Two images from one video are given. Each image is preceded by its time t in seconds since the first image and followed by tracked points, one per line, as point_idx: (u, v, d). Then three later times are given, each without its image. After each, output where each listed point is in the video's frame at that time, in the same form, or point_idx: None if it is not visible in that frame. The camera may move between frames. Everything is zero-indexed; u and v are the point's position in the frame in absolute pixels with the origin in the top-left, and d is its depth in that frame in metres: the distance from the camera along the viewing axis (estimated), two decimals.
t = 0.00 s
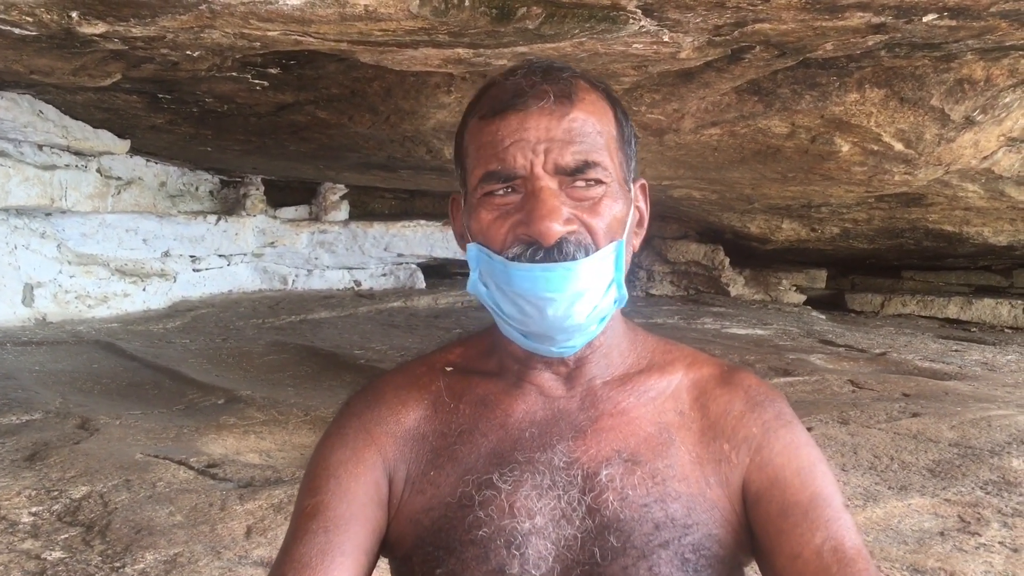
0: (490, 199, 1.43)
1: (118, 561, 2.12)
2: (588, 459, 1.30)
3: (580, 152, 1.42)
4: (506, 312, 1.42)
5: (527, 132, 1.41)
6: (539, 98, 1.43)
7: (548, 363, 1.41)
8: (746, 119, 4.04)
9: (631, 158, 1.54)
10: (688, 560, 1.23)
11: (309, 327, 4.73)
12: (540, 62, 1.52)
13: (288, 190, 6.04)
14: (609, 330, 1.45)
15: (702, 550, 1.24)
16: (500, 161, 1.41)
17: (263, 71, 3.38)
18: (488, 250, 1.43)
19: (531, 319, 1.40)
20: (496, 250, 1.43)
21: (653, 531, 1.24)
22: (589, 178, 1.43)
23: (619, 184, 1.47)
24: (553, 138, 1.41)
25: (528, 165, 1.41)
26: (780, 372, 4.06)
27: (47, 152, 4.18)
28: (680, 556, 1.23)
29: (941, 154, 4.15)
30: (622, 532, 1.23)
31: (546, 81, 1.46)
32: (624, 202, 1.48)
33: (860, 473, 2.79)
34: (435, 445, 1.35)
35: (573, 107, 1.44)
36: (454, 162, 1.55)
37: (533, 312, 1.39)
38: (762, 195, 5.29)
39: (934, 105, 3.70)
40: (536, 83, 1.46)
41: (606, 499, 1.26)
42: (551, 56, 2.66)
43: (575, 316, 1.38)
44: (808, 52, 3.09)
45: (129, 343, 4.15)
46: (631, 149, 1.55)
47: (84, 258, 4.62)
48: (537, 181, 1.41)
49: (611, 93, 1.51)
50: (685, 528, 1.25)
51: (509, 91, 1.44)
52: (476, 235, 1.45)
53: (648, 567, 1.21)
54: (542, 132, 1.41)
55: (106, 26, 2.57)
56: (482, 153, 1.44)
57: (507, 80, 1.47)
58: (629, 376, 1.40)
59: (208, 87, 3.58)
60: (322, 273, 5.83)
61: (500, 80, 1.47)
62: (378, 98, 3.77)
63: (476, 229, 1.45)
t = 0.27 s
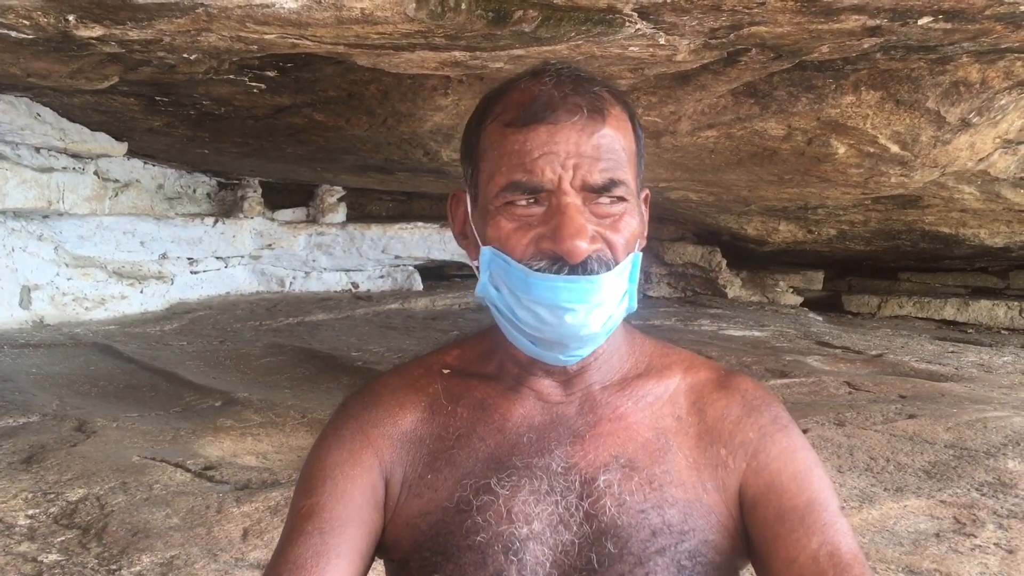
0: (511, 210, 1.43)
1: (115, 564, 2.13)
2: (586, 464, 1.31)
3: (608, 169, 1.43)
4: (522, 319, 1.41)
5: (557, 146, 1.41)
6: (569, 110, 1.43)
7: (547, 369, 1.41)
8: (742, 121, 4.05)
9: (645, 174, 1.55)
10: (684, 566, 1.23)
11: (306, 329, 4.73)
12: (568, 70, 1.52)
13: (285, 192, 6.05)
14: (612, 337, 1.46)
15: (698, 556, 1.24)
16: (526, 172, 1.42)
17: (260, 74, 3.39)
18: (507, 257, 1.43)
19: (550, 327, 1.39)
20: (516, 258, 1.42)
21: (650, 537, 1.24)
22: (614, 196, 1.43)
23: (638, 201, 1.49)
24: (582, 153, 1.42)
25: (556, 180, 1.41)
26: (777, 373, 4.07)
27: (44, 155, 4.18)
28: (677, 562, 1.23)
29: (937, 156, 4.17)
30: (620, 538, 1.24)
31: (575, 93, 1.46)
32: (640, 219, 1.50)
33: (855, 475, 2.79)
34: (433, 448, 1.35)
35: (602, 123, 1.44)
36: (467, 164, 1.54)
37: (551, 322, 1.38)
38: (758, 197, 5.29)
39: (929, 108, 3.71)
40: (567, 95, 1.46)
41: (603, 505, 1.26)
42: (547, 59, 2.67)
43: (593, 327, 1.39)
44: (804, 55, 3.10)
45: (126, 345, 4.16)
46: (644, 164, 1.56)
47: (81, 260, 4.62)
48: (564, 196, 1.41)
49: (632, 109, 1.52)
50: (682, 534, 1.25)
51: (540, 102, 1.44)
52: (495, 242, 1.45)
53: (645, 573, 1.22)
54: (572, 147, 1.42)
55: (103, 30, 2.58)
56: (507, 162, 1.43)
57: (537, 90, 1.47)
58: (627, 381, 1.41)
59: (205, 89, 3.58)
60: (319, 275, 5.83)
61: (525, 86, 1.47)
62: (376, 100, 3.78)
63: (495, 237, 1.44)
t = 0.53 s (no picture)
0: (543, 216, 1.41)
1: (113, 565, 2.12)
2: (588, 469, 1.31)
3: (640, 181, 1.42)
4: (546, 326, 1.40)
5: (594, 154, 1.40)
6: (606, 117, 1.42)
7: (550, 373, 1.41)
8: (740, 121, 4.05)
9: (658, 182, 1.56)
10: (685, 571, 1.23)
11: (304, 330, 4.73)
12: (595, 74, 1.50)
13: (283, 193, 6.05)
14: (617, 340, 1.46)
15: (699, 561, 1.25)
16: (562, 179, 1.39)
17: (258, 74, 3.39)
18: (535, 263, 1.41)
19: (575, 336, 1.38)
20: (545, 265, 1.40)
21: (652, 542, 1.24)
22: (643, 207, 1.43)
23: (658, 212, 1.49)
24: (618, 164, 1.40)
25: (593, 190, 1.39)
26: (775, 374, 4.07)
27: (42, 155, 4.18)
28: (678, 567, 1.23)
29: (935, 156, 4.17)
30: (622, 543, 1.24)
31: (608, 101, 1.44)
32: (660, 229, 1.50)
33: (854, 475, 2.79)
34: (433, 451, 1.35)
35: (635, 133, 1.43)
36: (483, 164, 1.51)
37: (579, 330, 1.37)
38: (756, 198, 5.30)
39: (927, 108, 3.72)
40: (600, 102, 1.44)
41: (606, 510, 1.26)
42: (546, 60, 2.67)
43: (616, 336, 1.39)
44: (802, 55, 3.10)
45: (124, 346, 4.15)
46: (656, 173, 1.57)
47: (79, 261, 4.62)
48: (599, 205, 1.39)
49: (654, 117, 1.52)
50: (683, 538, 1.25)
51: (575, 108, 1.42)
52: (522, 248, 1.42)
53: None
54: (608, 157, 1.40)
55: (101, 30, 2.58)
56: (541, 168, 1.41)
57: (570, 94, 1.44)
58: (629, 383, 1.41)
59: (203, 90, 3.58)
60: (317, 275, 5.83)
61: (556, 89, 1.45)
62: (374, 101, 3.78)
63: (524, 244, 1.42)
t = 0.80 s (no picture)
0: (554, 223, 1.40)
1: (111, 565, 2.12)
2: (584, 472, 1.31)
3: (648, 184, 1.43)
4: (556, 333, 1.39)
5: (605, 160, 1.40)
6: (614, 122, 1.42)
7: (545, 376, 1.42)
8: (739, 122, 4.05)
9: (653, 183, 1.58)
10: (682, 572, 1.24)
11: (303, 330, 4.73)
12: (595, 77, 1.50)
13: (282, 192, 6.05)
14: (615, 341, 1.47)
15: (696, 562, 1.25)
16: (574, 186, 1.39)
17: (257, 74, 3.39)
18: (545, 271, 1.40)
19: (586, 342, 1.38)
20: (556, 273, 1.40)
21: (648, 544, 1.25)
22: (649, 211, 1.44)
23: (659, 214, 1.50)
24: (628, 169, 1.41)
25: (605, 196, 1.39)
26: (773, 374, 4.07)
27: (41, 155, 4.18)
28: (675, 568, 1.24)
29: (933, 157, 4.17)
30: (619, 545, 1.24)
31: (614, 106, 1.45)
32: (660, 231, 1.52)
33: (851, 475, 2.80)
34: (428, 454, 1.35)
35: (640, 137, 1.44)
36: (483, 169, 1.50)
37: (591, 338, 1.38)
38: (754, 198, 5.30)
39: (925, 109, 3.72)
40: (607, 106, 1.44)
41: (602, 512, 1.27)
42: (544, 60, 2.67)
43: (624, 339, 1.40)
44: (801, 56, 3.11)
45: (122, 346, 4.15)
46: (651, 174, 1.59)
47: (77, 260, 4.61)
48: (610, 211, 1.39)
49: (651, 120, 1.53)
50: (679, 540, 1.26)
51: (585, 114, 1.42)
52: (532, 256, 1.42)
53: None
54: (618, 162, 1.41)
55: (99, 30, 2.58)
56: (551, 174, 1.40)
57: (576, 100, 1.44)
58: (623, 384, 1.41)
59: (202, 90, 3.58)
60: (316, 275, 5.82)
61: (562, 95, 1.46)
62: (372, 101, 3.78)
63: (534, 251, 1.42)
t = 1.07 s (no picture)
0: (564, 220, 1.40)
1: (108, 564, 2.12)
2: (579, 471, 1.30)
3: (653, 180, 1.44)
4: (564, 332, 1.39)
5: (613, 156, 1.40)
6: (620, 118, 1.42)
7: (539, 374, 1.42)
8: (736, 121, 4.06)
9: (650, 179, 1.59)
10: (679, 570, 1.24)
11: (300, 330, 4.72)
12: (595, 74, 1.51)
13: (280, 192, 6.06)
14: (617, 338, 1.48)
15: (693, 560, 1.25)
16: (584, 182, 1.39)
17: (254, 73, 3.39)
18: (554, 270, 1.40)
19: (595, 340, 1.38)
20: (566, 271, 1.40)
21: (645, 543, 1.24)
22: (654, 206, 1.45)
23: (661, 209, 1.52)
24: (635, 164, 1.41)
25: (615, 192, 1.39)
26: (771, 374, 4.07)
27: (38, 154, 4.19)
28: (672, 566, 1.24)
29: (931, 157, 4.18)
30: (615, 545, 1.24)
31: (618, 101, 1.45)
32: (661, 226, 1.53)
33: (848, 475, 2.80)
34: (419, 456, 1.35)
35: (644, 132, 1.45)
36: (484, 168, 1.49)
37: (601, 336, 1.38)
38: (753, 198, 5.31)
39: (923, 109, 3.72)
40: (611, 102, 1.45)
41: (598, 512, 1.26)
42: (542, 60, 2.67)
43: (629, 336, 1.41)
44: (799, 55, 3.11)
45: (120, 345, 4.15)
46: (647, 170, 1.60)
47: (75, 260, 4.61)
48: (619, 207, 1.39)
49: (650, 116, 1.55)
50: (675, 538, 1.25)
51: (592, 109, 1.42)
52: (542, 256, 1.41)
53: None
54: (626, 157, 1.41)
55: (96, 29, 2.58)
56: (560, 171, 1.40)
57: (581, 95, 1.45)
58: (618, 382, 1.41)
59: (199, 89, 3.58)
60: (314, 275, 5.82)
61: (564, 91, 1.46)
62: (370, 101, 3.78)
63: (544, 250, 1.41)
